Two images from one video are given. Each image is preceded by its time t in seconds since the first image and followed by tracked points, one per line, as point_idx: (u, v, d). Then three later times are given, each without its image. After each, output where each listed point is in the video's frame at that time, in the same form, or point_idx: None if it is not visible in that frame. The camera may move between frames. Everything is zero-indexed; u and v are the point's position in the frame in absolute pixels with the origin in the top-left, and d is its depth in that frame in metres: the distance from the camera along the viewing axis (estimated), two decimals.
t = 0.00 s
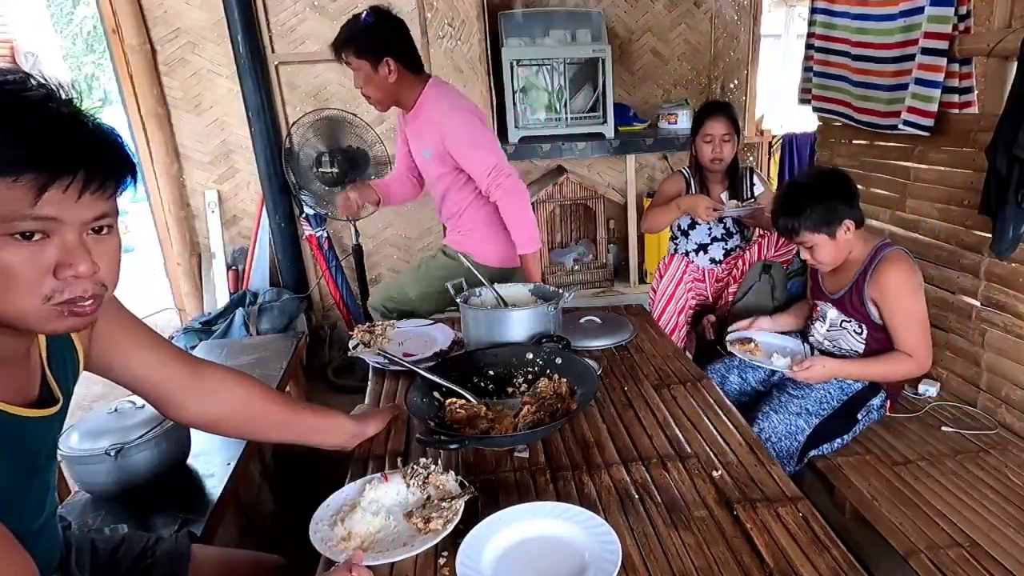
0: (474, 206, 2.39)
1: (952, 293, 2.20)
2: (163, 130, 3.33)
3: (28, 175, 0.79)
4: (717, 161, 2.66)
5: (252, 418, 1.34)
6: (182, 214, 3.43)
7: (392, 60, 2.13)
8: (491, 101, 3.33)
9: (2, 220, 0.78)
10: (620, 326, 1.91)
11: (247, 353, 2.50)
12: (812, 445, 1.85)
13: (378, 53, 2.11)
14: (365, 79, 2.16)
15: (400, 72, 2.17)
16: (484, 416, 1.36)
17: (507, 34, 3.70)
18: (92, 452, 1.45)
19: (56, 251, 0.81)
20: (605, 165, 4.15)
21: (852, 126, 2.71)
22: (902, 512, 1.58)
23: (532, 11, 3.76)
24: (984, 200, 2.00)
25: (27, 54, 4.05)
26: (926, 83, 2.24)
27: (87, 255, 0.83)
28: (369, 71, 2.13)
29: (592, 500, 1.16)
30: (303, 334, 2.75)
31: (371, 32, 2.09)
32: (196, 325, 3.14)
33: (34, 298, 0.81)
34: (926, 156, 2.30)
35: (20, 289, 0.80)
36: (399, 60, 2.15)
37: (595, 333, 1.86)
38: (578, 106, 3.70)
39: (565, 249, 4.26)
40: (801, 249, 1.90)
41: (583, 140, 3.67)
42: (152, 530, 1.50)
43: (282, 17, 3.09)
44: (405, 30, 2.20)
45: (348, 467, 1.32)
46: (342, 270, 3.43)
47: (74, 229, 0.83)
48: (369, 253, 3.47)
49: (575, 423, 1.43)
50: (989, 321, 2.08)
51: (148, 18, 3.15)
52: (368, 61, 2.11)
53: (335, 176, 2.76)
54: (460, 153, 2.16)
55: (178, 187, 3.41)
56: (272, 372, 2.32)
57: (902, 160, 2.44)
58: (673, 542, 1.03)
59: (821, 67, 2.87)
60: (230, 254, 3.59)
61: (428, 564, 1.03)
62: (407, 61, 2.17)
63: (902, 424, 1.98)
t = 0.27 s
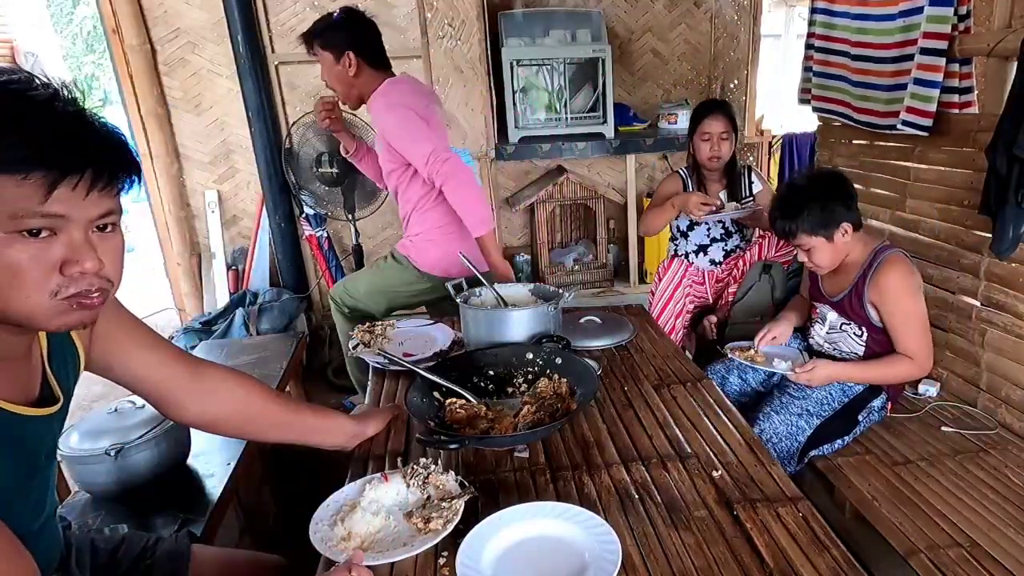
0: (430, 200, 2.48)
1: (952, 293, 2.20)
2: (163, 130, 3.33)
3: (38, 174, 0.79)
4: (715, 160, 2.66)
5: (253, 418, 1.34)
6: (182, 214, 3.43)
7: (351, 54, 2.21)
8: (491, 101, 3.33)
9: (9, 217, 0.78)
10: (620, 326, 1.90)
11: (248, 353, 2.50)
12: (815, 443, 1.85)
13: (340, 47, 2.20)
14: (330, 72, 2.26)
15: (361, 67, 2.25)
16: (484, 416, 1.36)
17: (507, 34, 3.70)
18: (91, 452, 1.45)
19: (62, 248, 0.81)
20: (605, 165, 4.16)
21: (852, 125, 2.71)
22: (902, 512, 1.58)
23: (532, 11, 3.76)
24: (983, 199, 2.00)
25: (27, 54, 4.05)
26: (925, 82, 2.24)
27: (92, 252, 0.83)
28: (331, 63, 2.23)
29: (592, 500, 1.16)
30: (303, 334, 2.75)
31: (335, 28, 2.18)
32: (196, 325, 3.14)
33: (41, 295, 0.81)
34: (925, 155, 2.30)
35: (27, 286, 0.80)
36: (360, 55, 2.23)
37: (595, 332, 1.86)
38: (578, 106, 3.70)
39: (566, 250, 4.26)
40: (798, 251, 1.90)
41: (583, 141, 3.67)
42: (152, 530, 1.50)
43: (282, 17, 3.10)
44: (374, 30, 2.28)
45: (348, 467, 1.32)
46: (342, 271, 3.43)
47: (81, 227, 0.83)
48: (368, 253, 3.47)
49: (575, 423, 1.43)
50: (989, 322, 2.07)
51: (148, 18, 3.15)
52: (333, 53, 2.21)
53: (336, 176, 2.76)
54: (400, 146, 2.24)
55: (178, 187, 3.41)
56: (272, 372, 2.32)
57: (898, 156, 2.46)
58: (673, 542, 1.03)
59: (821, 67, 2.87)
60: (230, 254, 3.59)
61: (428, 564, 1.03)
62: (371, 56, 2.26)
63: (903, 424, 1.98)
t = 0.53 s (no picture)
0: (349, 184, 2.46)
1: (952, 293, 2.20)
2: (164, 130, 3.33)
3: (50, 172, 0.79)
4: (714, 163, 2.67)
5: (253, 418, 1.34)
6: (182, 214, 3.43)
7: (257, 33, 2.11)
8: (491, 101, 3.33)
9: (17, 214, 0.78)
10: (620, 326, 1.90)
11: (247, 353, 2.50)
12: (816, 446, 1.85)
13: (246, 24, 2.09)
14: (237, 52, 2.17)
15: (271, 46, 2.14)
16: (484, 416, 1.36)
17: (507, 34, 3.70)
18: (91, 452, 1.45)
19: (72, 244, 0.82)
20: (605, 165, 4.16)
21: (852, 126, 2.71)
22: (903, 512, 1.58)
23: (532, 11, 3.76)
24: (983, 199, 2.00)
25: (27, 53, 4.04)
26: (925, 82, 2.24)
27: (100, 250, 0.84)
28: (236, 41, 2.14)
29: (592, 500, 1.16)
30: (304, 334, 2.75)
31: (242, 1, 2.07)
32: (196, 325, 3.14)
33: (48, 291, 0.81)
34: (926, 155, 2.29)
35: (33, 282, 0.80)
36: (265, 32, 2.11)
37: (595, 332, 1.86)
38: (578, 106, 3.70)
39: (565, 250, 4.27)
40: (799, 257, 1.89)
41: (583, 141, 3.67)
42: (152, 530, 1.49)
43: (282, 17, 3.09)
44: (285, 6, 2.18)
45: (348, 467, 1.32)
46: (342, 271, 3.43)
47: (88, 224, 0.83)
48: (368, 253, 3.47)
49: (575, 423, 1.43)
50: (989, 322, 2.07)
51: (148, 18, 3.15)
52: (239, 32, 2.11)
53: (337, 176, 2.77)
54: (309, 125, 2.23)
55: (178, 187, 3.41)
56: (272, 372, 2.32)
57: (901, 159, 2.44)
58: (673, 542, 1.03)
59: (820, 67, 2.87)
60: (230, 254, 3.58)
61: (429, 564, 1.03)
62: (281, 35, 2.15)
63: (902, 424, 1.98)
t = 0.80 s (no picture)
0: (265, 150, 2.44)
1: (952, 293, 2.20)
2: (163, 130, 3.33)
3: (54, 172, 0.79)
4: (712, 164, 2.67)
5: (253, 419, 1.34)
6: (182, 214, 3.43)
7: None
8: (491, 101, 3.33)
9: (24, 213, 0.78)
10: (620, 326, 1.90)
11: (248, 353, 2.50)
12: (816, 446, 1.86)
13: None
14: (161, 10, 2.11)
15: None
16: (484, 416, 1.36)
17: (507, 34, 3.70)
18: (91, 452, 1.45)
19: (79, 243, 0.82)
20: (606, 165, 4.16)
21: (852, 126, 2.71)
22: (903, 512, 1.58)
23: (532, 11, 3.77)
24: (983, 199, 2.00)
25: (27, 53, 4.04)
26: (926, 83, 2.24)
27: (105, 249, 0.84)
28: None
29: (592, 500, 1.16)
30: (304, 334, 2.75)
31: None
32: (196, 325, 3.13)
33: (53, 291, 0.81)
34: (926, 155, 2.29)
35: (38, 281, 0.80)
36: None
37: (595, 332, 1.86)
38: (578, 106, 3.70)
39: (565, 250, 4.27)
40: (798, 261, 1.87)
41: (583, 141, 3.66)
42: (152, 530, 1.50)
43: (282, 17, 3.09)
44: None
45: (348, 467, 1.32)
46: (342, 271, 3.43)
47: (94, 223, 0.83)
48: (368, 253, 3.47)
49: (575, 423, 1.43)
50: (989, 322, 2.07)
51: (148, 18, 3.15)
52: None
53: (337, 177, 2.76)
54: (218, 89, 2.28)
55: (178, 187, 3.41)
56: (273, 372, 2.32)
57: (901, 157, 2.44)
58: (673, 542, 1.03)
59: (820, 67, 2.87)
60: (230, 254, 3.58)
61: (429, 564, 1.03)
62: None
63: (902, 424, 1.98)
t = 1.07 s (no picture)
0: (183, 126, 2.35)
1: (952, 293, 2.20)
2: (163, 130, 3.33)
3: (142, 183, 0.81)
4: (710, 166, 2.67)
5: (254, 418, 1.34)
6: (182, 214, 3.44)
7: None
8: (491, 101, 3.33)
9: (116, 240, 0.81)
10: (620, 326, 1.90)
11: (248, 353, 2.50)
12: (815, 445, 1.86)
13: None
14: None
15: None
16: (484, 416, 1.36)
17: (507, 34, 3.71)
18: (91, 452, 1.44)
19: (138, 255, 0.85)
20: (605, 164, 4.16)
21: (852, 126, 2.71)
22: (902, 512, 1.58)
23: (533, 11, 3.77)
24: (983, 198, 2.00)
25: (27, 54, 4.04)
26: (926, 82, 2.24)
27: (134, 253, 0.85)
28: None
29: (592, 500, 1.16)
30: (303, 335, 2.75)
31: None
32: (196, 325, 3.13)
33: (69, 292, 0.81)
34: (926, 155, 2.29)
35: (40, 282, 0.80)
36: None
37: (595, 332, 1.86)
38: (578, 106, 3.70)
39: (565, 250, 4.27)
40: (800, 264, 1.87)
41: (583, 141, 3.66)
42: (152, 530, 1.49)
43: (282, 17, 3.10)
44: None
45: (348, 467, 1.32)
46: (342, 271, 3.43)
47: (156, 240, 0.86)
48: (368, 253, 3.47)
49: (575, 423, 1.43)
50: (989, 322, 2.07)
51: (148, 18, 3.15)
52: None
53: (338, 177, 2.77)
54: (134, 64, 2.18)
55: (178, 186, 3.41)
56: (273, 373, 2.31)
57: (901, 158, 2.44)
58: (673, 542, 1.03)
59: (820, 67, 2.87)
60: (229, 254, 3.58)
61: (429, 564, 1.03)
62: None
63: (902, 424, 1.98)
